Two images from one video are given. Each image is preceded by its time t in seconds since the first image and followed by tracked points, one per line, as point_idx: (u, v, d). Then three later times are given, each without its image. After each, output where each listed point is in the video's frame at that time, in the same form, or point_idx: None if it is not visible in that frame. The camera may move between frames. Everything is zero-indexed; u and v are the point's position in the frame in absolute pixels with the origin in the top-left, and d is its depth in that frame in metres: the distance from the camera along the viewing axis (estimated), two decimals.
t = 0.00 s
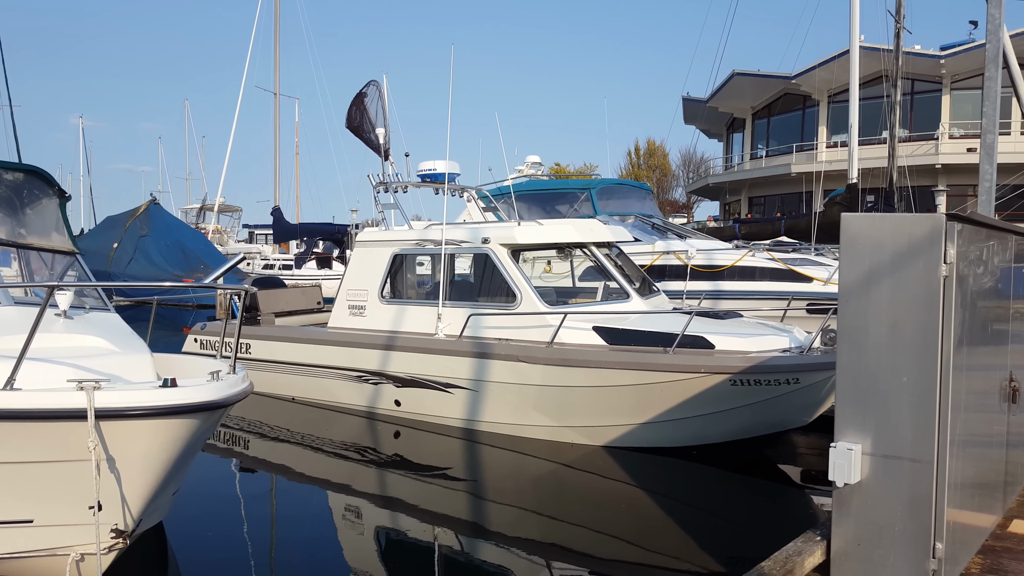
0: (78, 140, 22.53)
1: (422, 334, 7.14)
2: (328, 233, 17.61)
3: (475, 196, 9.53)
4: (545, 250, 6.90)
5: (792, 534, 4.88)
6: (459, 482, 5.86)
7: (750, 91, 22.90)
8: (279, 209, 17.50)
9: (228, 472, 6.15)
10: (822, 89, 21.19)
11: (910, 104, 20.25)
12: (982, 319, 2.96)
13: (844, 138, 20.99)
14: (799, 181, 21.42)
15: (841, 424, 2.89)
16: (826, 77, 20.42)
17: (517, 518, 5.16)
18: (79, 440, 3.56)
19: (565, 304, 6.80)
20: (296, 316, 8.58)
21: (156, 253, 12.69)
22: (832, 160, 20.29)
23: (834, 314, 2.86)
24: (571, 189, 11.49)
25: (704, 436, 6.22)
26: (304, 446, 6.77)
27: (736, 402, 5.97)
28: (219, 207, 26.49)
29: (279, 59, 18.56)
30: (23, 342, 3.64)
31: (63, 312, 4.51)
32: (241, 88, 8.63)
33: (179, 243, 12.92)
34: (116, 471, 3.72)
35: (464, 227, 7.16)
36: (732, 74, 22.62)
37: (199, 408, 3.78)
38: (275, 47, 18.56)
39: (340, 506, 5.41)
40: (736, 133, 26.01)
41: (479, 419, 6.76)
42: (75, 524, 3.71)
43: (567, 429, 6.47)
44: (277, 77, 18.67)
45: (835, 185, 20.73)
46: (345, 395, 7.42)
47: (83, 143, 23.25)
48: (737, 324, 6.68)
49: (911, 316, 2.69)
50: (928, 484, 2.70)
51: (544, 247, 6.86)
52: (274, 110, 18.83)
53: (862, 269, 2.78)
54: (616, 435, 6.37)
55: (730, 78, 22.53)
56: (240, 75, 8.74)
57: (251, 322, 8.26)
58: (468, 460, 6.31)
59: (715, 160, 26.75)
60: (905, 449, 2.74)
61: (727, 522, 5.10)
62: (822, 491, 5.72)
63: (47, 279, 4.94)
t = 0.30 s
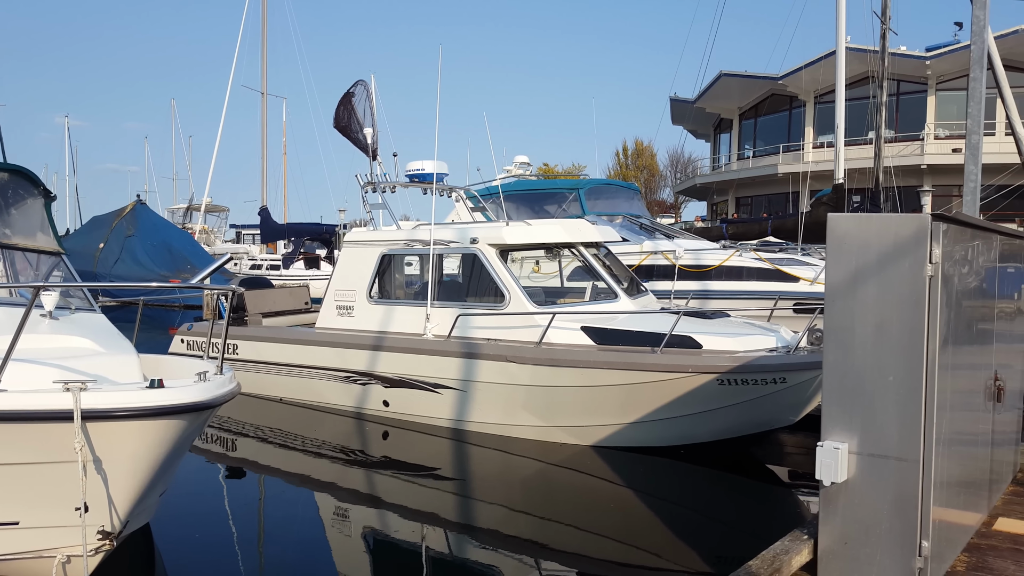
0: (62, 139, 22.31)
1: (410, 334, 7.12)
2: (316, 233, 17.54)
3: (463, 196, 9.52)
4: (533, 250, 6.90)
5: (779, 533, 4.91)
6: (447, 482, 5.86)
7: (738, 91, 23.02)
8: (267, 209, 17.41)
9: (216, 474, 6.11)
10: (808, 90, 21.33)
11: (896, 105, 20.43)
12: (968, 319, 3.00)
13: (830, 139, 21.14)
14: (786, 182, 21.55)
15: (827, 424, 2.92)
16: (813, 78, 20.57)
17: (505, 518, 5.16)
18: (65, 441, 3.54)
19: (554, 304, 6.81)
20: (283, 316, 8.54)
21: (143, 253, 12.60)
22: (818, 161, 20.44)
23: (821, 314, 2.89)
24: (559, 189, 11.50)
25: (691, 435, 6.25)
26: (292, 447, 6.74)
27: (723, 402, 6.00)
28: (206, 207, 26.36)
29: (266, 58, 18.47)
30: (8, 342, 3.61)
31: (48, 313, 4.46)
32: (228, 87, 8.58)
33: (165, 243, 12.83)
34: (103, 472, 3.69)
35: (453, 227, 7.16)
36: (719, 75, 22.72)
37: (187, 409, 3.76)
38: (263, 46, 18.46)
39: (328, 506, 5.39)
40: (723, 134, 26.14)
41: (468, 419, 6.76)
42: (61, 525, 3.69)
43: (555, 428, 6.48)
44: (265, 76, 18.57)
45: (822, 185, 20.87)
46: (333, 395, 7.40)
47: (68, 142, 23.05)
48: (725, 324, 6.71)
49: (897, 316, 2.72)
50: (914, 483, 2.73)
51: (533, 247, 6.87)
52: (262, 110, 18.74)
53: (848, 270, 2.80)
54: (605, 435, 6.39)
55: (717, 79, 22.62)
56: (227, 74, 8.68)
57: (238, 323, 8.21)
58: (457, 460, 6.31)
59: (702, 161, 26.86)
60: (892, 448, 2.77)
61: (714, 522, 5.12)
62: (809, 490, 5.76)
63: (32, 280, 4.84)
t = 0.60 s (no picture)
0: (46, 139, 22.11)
1: (399, 335, 7.10)
2: (304, 233, 17.46)
3: (452, 196, 9.51)
4: (521, 250, 6.90)
5: (766, 532, 4.94)
6: (436, 483, 5.85)
7: (725, 92, 23.13)
8: (254, 209, 17.31)
9: (203, 475, 6.07)
10: (795, 91, 21.46)
11: (882, 106, 20.59)
12: (953, 319, 3.03)
13: (817, 139, 21.28)
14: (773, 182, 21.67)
15: (814, 423, 2.94)
16: (800, 79, 20.71)
17: (493, 518, 5.16)
18: (50, 443, 3.52)
19: (542, 304, 6.82)
20: (271, 317, 8.49)
21: (129, 253, 12.50)
22: (804, 161, 20.57)
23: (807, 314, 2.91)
24: (548, 189, 11.50)
25: (679, 435, 6.27)
26: (279, 448, 6.71)
27: (711, 401, 6.03)
28: (193, 207, 26.20)
29: (254, 57, 18.39)
30: None
31: (32, 315, 4.41)
32: (215, 87, 8.53)
33: (152, 243, 12.73)
34: (89, 474, 3.67)
35: (441, 227, 7.15)
36: (706, 76, 22.82)
37: (174, 411, 3.74)
38: (250, 45, 18.36)
39: (315, 507, 5.37)
40: (710, 134, 26.25)
41: (456, 420, 6.75)
42: (47, 528, 3.67)
43: (544, 428, 6.49)
44: (252, 76, 18.48)
45: (808, 185, 21.02)
46: (321, 396, 7.37)
47: (54, 141, 22.84)
48: (712, 324, 6.74)
49: (883, 316, 2.74)
50: (900, 482, 2.76)
51: (521, 247, 6.87)
52: (249, 110, 18.64)
53: (835, 270, 2.83)
54: (593, 435, 6.40)
55: (705, 80, 22.72)
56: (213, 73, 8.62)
57: (225, 323, 8.16)
58: (446, 461, 6.30)
59: (690, 161, 26.97)
60: (878, 448, 2.79)
61: (702, 521, 5.15)
62: (795, 488, 5.79)
63: (17, 280, 4.75)
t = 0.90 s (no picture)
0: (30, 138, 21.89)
1: (387, 335, 7.09)
2: (292, 233, 17.38)
3: (440, 196, 9.50)
4: (509, 250, 6.90)
5: (752, 530, 4.97)
6: (424, 483, 5.84)
7: (712, 93, 23.24)
8: (241, 209, 17.22)
9: (189, 476, 6.03)
10: (782, 91, 21.60)
11: (867, 107, 20.75)
12: (938, 318, 3.06)
13: (803, 140, 21.44)
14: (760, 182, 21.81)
15: (801, 422, 2.96)
16: (786, 80, 20.85)
17: (482, 518, 5.16)
18: (35, 444, 3.50)
19: (530, 304, 6.82)
20: (258, 317, 8.45)
21: (116, 254, 12.39)
22: (791, 162, 20.72)
23: (794, 314, 2.93)
24: (536, 189, 11.51)
25: (666, 434, 6.30)
26: (266, 449, 6.67)
27: (698, 401, 6.06)
28: (179, 207, 26.03)
29: (241, 56, 18.29)
30: None
31: (17, 316, 4.37)
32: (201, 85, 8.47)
33: (138, 243, 12.63)
34: (75, 475, 3.64)
35: (429, 227, 7.14)
36: (693, 76, 22.92)
37: (160, 412, 3.72)
38: (237, 44, 18.26)
39: (303, 508, 5.34)
40: (697, 135, 26.37)
41: (444, 420, 6.74)
42: (32, 530, 3.64)
43: (532, 428, 6.50)
44: (240, 75, 18.36)
45: (795, 185, 21.16)
46: (309, 397, 7.35)
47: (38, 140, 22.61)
48: (700, 323, 6.77)
49: (869, 315, 2.77)
50: (886, 480, 2.79)
51: (509, 247, 6.87)
52: (236, 109, 18.54)
53: (821, 270, 2.85)
54: (581, 434, 6.42)
55: (692, 81, 22.81)
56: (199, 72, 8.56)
57: (212, 324, 8.11)
58: (434, 461, 6.29)
59: (677, 162, 27.09)
60: (864, 446, 2.82)
61: (690, 520, 5.17)
62: (782, 487, 5.84)
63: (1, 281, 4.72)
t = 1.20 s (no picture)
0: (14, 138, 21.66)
1: (375, 336, 7.08)
2: (279, 233, 17.30)
3: (428, 196, 9.49)
4: (498, 250, 6.91)
5: (740, 529, 5.00)
6: (413, 483, 5.83)
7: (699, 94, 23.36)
8: (228, 209, 17.12)
9: (176, 477, 5.99)
10: (768, 92, 21.74)
11: (853, 108, 20.92)
12: (923, 318, 3.10)
13: (789, 141, 21.57)
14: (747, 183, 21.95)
15: (788, 421, 2.99)
16: (773, 81, 20.99)
17: (470, 518, 5.16)
18: (21, 445, 3.47)
19: (519, 304, 6.83)
20: (245, 318, 8.40)
21: (101, 254, 12.28)
22: (777, 162, 20.87)
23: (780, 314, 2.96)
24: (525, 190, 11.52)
25: (654, 433, 6.33)
26: (253, 450, 6.64)
27: (685, 401, 6.09)
28: (166, 207, 25.86)
29: (228, 55, 18.18)
30: None
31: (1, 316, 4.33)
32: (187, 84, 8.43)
33: (124, 244, 12.52)
34: (61, 476, 3.62)
35: (417, 227, 7.13)
36: (680, 77, 23.02)
37: (147, 413, 3.70)
38: (224, 43, 18.16)
39: (290, 509, 5.32)
40: (685, 135, 26.49)
41: (433, 420, 6.74)
42: (17, 531, 3.62)
43: (521, 427, 6.50)
44: (227, 75, 18.27)
45: (781, 186, 21.31)
46: (296, 397, 7.32)
47: (21, 139, 22.36)
48: (687, 323, 6.81)
49: (855, 315, 2.80)
50: (872, 478, 2.82)
51: (497, 247, 6.88)
52: (223, 109, 18.44)
53: (807, 270, 2.88)
54: (570, 434, 6.43)
55: (679, 81, 22.91)
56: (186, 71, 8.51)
57: (198, 324, 8.06)
58: (423, 461, 6.29)
59: (664, 162, 27.20)
60: (850, 445, 2.85)
61: (678, 519, 5.20)
62: (768, 485, 5.88)
63: None
